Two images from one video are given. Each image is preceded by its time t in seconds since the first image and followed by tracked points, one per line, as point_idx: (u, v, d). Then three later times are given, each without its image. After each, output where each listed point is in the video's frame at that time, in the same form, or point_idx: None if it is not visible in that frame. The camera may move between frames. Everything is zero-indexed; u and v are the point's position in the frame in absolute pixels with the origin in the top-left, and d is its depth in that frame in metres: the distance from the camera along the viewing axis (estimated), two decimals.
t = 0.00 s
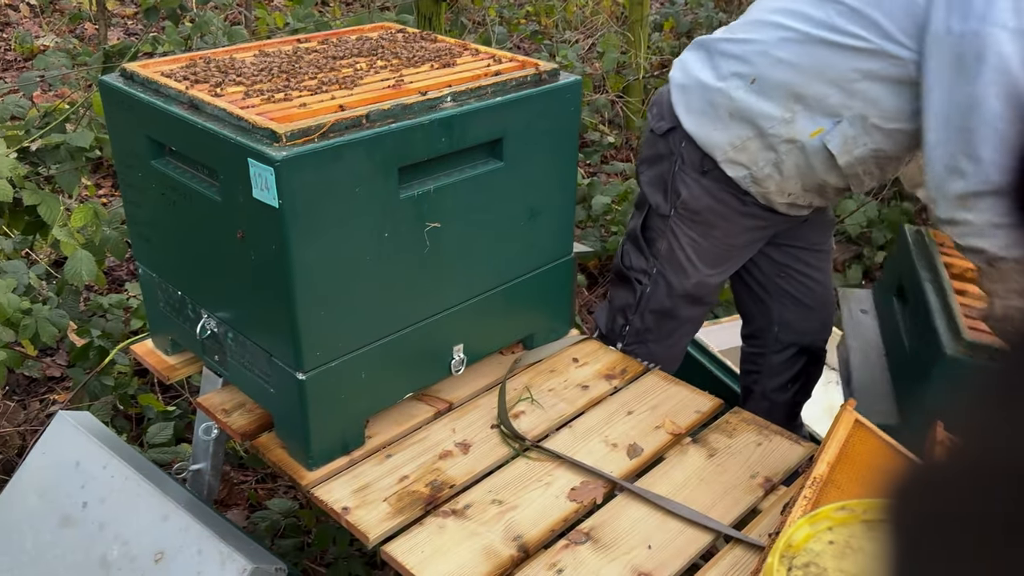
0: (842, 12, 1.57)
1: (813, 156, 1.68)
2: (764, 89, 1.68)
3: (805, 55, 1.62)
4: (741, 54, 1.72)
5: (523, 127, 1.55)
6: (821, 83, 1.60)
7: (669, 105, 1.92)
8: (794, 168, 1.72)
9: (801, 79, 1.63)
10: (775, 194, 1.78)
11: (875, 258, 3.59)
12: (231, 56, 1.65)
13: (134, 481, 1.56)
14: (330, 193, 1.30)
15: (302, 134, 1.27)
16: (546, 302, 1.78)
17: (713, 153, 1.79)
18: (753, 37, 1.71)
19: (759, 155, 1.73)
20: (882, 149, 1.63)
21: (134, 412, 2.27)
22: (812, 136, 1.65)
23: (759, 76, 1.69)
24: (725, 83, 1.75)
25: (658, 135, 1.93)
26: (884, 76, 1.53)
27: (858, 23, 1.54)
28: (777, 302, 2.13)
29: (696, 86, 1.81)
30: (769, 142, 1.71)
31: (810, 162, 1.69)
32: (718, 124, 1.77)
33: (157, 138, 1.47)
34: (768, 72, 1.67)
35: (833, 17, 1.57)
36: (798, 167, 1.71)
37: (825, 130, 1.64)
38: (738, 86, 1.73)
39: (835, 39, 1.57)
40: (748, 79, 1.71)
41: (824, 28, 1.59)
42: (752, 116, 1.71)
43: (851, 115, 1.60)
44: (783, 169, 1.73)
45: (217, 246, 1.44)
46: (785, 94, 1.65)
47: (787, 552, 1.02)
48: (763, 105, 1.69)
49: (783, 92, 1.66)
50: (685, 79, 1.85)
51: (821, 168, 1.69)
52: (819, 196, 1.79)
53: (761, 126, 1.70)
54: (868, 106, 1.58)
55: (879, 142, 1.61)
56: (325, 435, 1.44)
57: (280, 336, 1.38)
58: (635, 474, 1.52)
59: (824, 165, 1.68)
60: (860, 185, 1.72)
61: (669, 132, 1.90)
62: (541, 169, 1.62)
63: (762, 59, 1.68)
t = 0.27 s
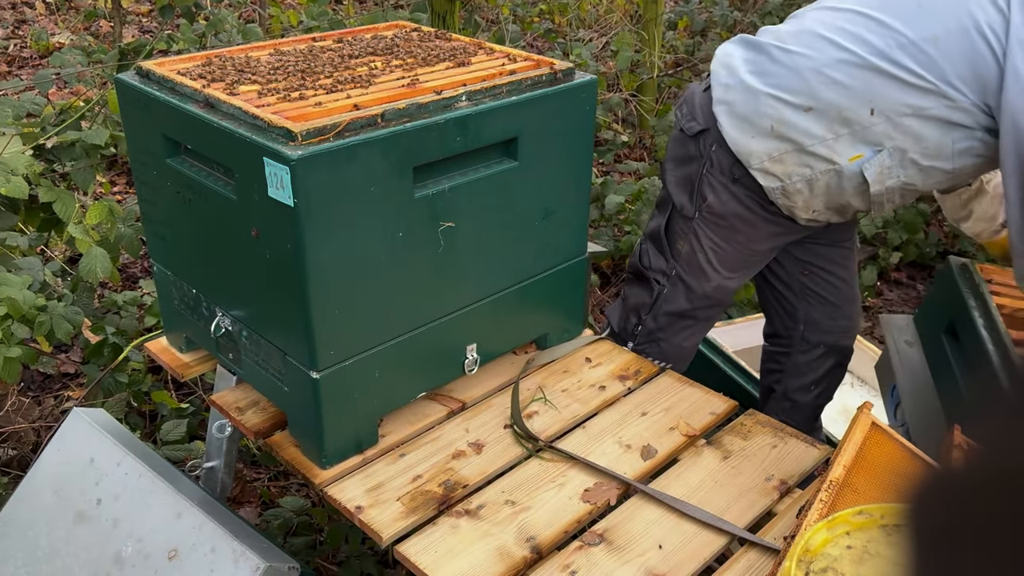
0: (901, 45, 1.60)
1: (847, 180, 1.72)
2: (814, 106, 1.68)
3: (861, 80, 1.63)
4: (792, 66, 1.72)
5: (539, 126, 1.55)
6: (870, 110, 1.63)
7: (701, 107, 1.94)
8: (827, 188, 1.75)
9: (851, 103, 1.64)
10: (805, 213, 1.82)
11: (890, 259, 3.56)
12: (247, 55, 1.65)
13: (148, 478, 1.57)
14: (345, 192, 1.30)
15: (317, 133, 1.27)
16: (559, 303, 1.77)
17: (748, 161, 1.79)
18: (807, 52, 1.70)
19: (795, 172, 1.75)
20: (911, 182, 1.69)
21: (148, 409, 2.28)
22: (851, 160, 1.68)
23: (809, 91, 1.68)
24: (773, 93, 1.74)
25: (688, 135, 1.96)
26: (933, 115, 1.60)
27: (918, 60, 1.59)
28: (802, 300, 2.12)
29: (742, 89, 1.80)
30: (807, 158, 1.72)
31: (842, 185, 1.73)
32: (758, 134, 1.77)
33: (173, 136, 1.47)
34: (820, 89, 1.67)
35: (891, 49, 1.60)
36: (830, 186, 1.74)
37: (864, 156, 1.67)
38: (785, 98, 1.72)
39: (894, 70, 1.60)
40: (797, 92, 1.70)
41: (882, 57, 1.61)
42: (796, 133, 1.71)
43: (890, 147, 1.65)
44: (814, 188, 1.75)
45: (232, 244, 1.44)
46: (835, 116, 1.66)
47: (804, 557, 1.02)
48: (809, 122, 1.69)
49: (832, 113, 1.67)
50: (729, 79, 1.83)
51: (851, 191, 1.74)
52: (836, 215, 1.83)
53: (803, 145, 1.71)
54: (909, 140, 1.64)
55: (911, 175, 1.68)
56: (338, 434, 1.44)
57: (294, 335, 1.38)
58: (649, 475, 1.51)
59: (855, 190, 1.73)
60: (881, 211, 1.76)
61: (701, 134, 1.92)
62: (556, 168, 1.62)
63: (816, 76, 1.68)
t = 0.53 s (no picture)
0: (923, 43, 1.61)
1: (865, 178, 1.70)
2: (833, 101, 1.68)
3: (882, 76, 1.64)
4: (813, 61, 1.73)
5: (549, 125, 1.54)
6: (890, 107, 1.64)
7: (721, 100, 1.94)
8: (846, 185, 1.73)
9: (871, 99, 1.65)
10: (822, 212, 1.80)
11: (902, 260, 3.54)
12: (258, 52, 1.65)
13: (158, 475, 1.57)
14: (355, 190, 1.29)
15: (328, 131, 1.26)
16: (569, 301, 1.77)
17: (765, 155, 1.78)
18: (828, 48, 1.72)
19: (812, 168, 1.73)
20: (931, 183, 1.68)
21: (158, 405, 2.29)
22: (870, 157, 1.68)
23: (830, 86, 1.69)
24: (793, 87, 1.74)
25: (707, 128, 1.95)
26: (954, 115, 1.60)
27: (939, 58, 1.60)
28: (822, 300, 2.11)
29: (762, 83, 1.80)
30: (825, 154, 1.71)
31: (859, 183, 1.72)
32: (776, 128, 1.77)
33: (184, 133, 1.47)
34: (840, 85, 1.68)
35: (912, 46, 1.62)
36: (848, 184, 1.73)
37: (883, 154, 1.67)
38: (805, 93, 1.72)
39: (915, 68, 1.61)
40: (817, 87, 1.71)
41: (903, 55, 1.62)
42: (815, 129, 1.71)
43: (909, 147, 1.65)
44: (831, 184, 1.74)
45: (242, 241, 1.44)
46: (854, 111, 1.67)
47: (816, 560, 1.01)
48: (829, 118, 1.69)
49: (851, 108, 1.67)
50: (750, 72, 1.84)
51: (869, 189, 1.72)
52: (855, 214, 1.81)
53: (822, 140, 1.71)
54: (928, 139, 1.64)
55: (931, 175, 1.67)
56: (347, 432, 1.44)
57: (304, 332, 1.38)
58: (659, 475, 1.51)
59: (873, 188, 1.72)
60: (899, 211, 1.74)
61: (720, 127, 1.91)
62: (567, 166, 1.61)
63: (837, 72, 1.69)
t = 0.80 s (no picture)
0: (918, 14, 1.63)
1: (875, 156, 1.69)
2: (833, 81, 1.70)
3: (879, 51, 1.65)
4: (813, 45, 1.75)
5: (556, 123, 1.53)
6: (890, 82, 1.64)
7: (733, 92, 1.95)
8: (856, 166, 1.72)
9: (870, 76, 1.66)
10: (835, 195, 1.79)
11: (912, 261, 3.51)
12: (266, 49, 1.65)
13: (164, 472, 1.57)
14: (362, 187, 1.29)
15: (334, 128, 1.26)
16: (576, 300, 1.76)
17: (772, 142, 1.80)
18: (826, 31, 1.74)
19: (820, 147, 1.73)
20: (945, 155, 1.66)
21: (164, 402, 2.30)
22: (876, 134, 1.67)
23: (828, 66, 1.71)
24: (794, 72, 1.77)
25: (720, 120, 1.96)
26: (956, 81, 1.59)
27: (935, 26, 1.60)
28: (832, 300, 2.11)
29: (765, 73, 1.83)
30: (831, 135, 1.72)
31: (870, 160, 1.71)
32: (781, 115, 1.78)
33: (191, 131, 1.47)
34: (839, 64, 1.69)
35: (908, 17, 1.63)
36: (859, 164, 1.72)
37: (889, 130, 1.66)
38: (806, 77, 1.74)
39: (912, 39, 1.62)
40: (817, 70, 1.73)
41: (899, 28, 1.64)
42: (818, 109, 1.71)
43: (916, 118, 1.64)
44: (842, 166, 1.73)
45: (249, 238, 1.44)
46: (854, 89, 1.67)
47: (821, 562, 0.98)
48: (829, 98, 1.70)
49: (850, 87, 1.68)
50: (754, 64, 1.87)
51: (881, 167, 1.71)
52: (876, 196, 1.79)
53: (825, 119, 1.71)
54: (935, 110, 1.62)
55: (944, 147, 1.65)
56: (352, 430, 1.44)
57: (309, 330, 1.38)
58: (664, 476, 1.50)
59: (885, 165, 1.70)
60: (919, 188, 1.72)
61: (732, 118, 1.92)
62: (574, 165, 1.61)
63: (835, 52, 1.70)
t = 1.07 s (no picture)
0: None
1: (893, 143, 1.70)
2: (845, 71, 1.71)
3: (890, 37, 1.67)
4: (824, 38, 1.77)
5: (569, 128, 1.53)
6: (903, 68, 1.65)
7: (751, 90, 1.95)
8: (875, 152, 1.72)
9: (883, 63, 1.67)
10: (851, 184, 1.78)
11: (924, 267, 3.49)
12: (279, 53, 1.65)
13: (175, 474, 1.57)
14: (374, 193, 1.29)
15: (347, 133, 1.26)
16: (588, 304, 1.76)
17: (788, 135, 1.80)
18: (837, 23, 1.76)
19: (835, 135, 1.74)
20: (965, 138, 1.67)
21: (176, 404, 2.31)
22: (892, 121, 1.68)
23: (840, 57, 1.72)
24: (807, 64, 1.78)
25: (738, 118, 1.97)
26: (968, 62, 1.61)
27: (944, 10, 1.64)
28: (847, 304, 2.10)
29: (778, 68, 1.84)
30: (847, 125, 1.72)
31: (888, 148, 1.71)
32: (797, 108, 1.79)
33: (204, 135, 1.47)
34: (849, 53, 1.71)
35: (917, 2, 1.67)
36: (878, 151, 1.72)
37: (905, 115, 1.67)
38: (818, 69, 1.75)
39: (922, 24, 1.65)
40: (829, 61, 1.74)
41: (908, 14, 1.67)
42: (831, 96, 1.72)
43: (931, 100, 1.65)
44: (861, 155, 1.73)
45: (261, 241, 1.44)
46: (866, 76, 1.69)
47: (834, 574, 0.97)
48: (843, 87, 1.71)
49: (863, 74, 1.69)
50: (768, 62, 1.88)
51: (901, 155, 1.71)
52: (901, 186, 1.79)
53: (839, 106, 1.71)
54: (949, 92, 1.64)
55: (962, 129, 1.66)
56: (363, 435, 1.44)
57: (321, 335, 1.38)
58: (675, 483, 1.50)
59: (904, 153, 1.70)
60: (942, 175, 1.74)
61: (749, 115, 1.93)
62: (587, 170, 1.60)
63: (847, 42, 1.72)
